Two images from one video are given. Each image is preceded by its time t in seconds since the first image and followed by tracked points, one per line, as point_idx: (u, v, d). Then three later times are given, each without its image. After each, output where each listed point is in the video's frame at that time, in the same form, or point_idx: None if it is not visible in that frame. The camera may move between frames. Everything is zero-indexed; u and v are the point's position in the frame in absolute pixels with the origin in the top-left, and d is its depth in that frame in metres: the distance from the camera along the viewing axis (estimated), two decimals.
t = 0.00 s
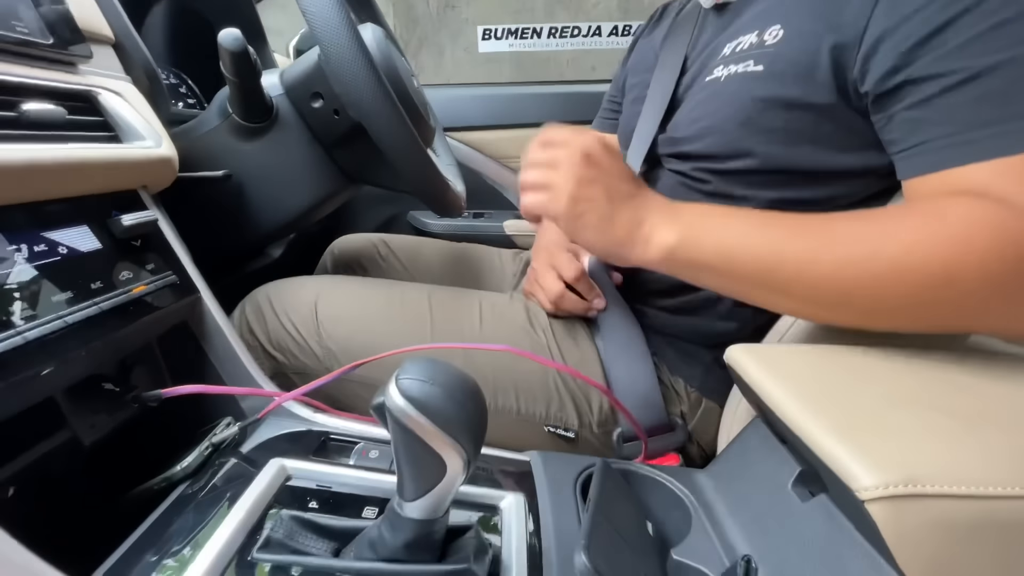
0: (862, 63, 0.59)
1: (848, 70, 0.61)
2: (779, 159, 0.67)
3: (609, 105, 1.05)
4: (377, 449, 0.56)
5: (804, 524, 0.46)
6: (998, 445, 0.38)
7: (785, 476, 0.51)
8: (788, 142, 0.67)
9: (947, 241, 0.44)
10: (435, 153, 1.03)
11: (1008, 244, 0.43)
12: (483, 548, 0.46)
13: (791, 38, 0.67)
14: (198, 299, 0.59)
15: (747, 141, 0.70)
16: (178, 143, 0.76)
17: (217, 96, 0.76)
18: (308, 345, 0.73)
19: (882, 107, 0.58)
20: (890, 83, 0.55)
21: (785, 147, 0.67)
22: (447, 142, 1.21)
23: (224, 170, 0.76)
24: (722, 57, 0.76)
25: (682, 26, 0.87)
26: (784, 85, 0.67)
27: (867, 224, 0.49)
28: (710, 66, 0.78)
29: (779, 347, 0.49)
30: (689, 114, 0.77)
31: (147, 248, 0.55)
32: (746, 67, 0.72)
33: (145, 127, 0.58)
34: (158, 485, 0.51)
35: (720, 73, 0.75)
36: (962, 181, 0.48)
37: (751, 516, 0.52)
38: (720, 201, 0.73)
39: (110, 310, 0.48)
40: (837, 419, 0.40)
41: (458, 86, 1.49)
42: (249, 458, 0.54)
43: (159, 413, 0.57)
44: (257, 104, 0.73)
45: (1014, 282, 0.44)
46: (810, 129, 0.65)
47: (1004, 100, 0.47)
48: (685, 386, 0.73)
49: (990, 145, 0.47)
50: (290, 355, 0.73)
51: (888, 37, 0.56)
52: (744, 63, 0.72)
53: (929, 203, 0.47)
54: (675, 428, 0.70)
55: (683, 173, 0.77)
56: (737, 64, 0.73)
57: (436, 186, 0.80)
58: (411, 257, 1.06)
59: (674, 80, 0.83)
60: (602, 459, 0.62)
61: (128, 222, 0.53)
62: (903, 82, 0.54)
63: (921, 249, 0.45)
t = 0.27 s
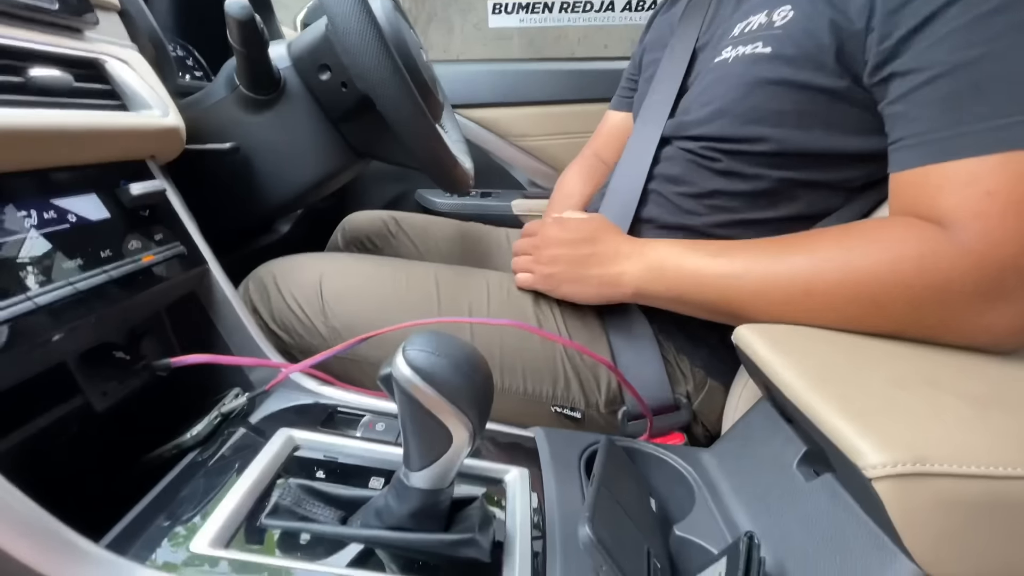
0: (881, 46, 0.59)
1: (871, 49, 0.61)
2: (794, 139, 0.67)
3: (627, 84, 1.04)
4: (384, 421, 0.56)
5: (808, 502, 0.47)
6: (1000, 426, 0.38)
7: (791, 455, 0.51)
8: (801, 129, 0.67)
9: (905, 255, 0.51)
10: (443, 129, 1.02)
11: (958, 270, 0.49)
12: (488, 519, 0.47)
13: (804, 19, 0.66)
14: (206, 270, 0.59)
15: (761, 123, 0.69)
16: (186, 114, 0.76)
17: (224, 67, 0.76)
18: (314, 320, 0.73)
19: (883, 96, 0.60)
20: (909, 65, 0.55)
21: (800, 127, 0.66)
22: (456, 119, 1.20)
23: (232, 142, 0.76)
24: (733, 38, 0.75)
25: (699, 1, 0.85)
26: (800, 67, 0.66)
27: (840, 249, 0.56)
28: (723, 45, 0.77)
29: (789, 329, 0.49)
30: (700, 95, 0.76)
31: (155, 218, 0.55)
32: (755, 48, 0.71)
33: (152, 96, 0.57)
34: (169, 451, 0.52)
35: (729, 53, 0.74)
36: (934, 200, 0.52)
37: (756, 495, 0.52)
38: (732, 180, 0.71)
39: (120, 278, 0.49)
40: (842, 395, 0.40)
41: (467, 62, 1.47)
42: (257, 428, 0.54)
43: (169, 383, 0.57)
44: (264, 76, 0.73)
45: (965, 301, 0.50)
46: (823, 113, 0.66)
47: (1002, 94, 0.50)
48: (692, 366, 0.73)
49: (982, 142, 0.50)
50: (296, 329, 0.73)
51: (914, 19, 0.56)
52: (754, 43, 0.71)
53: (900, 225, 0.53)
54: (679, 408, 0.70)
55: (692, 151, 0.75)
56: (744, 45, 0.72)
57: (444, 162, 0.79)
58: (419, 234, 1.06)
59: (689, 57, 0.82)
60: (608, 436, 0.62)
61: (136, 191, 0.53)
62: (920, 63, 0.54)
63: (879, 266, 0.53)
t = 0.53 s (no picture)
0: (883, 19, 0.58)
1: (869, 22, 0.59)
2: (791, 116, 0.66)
3: (622, 61, 1.02)
4: (382, 406, 0.56)
5: (805, 477, 0.47)
6: (999, 399, 0.38)
7: (788, 433, 0.51)
8: (797, 106, 0.66)
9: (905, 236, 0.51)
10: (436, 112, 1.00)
11: (960, 246, 0.49)
12: (487, 499, 0.47)
13: None
14: (197, 256, 0.58)
15: (756, 100, 0.68)
16: (172, 99, 0.74)
17: (210, 49, 0.74)
18: (309, 307, 0.72)
19: (885, 71, 0.59)
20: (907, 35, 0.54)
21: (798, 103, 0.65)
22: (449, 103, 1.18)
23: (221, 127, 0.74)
24: (732, 14, 0.74)
25: None
26: (798, 43, 0.65)
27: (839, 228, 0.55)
28: (721, 22, 0.75)
29: (787, 307, 0.49)
30: (696, 74, 0.75)
31: (143, 203, 0.54)
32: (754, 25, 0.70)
33: (135, 78, 0.56)
34: (164, 439, 0.51)
35: (729, 30, 0.73)
36: (937, 175, 0.52)
37: (754, 472, 0.52)
38: (728, 158, 0.71)
39: (108, 264, 0.48)
40: (842, 370, 0.40)
41: (459, 45, 1.44)
42: (253, 414, 0.54)
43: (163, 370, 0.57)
44: (252, 58, 0.71)
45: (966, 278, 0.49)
46: (822, 90, 0.65)
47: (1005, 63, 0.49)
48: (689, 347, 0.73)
49: (986, 113, 0.50)
50: (291, 316, 0.72)
51: None
52: (753, 20, 0.70)
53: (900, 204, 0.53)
54: (677, 389, 0.70)
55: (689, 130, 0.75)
56: (745, 23, 0.71)
57: (437, 145, 0.78)
58: (416, 216, 1.04)
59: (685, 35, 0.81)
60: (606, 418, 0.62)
61: (122, 175, 0.51)
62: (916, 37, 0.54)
63: (880, 245, 0.52)
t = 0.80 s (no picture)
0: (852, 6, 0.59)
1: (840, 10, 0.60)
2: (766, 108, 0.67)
3: (601, 53, 1.02)
4: (370, 408, 0.56)
5: (788, 461, 0.48)
6: (971, 378, 0.39)
7: (773, 418, 0.52)
8: (772, 97, 0.67)
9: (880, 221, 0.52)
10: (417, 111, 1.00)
11: (932, 229, 0.50)
12: (478, 496, 0.47)
13: None
14: (177, 263, 0.57)
15: (732, 92, 0.69)
16: (147, 105, 0.73)
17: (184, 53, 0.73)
18: (296, 310, 0.71)
19: (857, 60, 0.60)
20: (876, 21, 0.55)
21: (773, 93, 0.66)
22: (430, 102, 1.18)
23: (198, 132, 0.73)
24: (707, 6, 0.75)
25: None
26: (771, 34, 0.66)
27: (816, 215, 0.56)
28: (697, 15, 0.76)
29: (766, 295, 0.50)
30: (672, 67, 0.76)
31: (120, 211, 0.53)
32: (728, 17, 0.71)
33: (106, 84, 0.55)
34: (149, 449, 0.51)
35: (704, 23, 0.74)
36: (909, 161, 0.53)
37: (739, 459, 0.53)
38: (706, 150, 0.71)
39: (84, 273, 0.47)
40: (820, 355, 0.40)
41: (438, 44, 1.44)
42: (240, 421, 0.54)
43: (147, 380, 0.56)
44: (227, 61, 0.70)
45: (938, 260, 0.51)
46: (795, 81, 0.66)
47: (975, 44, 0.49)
48: (675, 337, 0.74)
49: (956, 99, 0.51)
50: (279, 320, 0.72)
51: None
52: (727, 12, 0.71)
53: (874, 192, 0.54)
54: (664, 379, 0.70)
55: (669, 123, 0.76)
56: (719, 16, 0.72)
57: (419, 144, 0.78)
58: (408, 199, 1.02)
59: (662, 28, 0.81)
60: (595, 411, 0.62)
61: (96, 184, 0.51)
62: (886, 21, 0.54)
63: (856, 231, 0.53)
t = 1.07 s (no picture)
0: None
1: None
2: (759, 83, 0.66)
3: (593, 37, 1.02)
4: (369, 391, 0.55)
5: (786, 431, 0.48)
6: (964, 340, 0.40)
7: (772, 391, 0.52)
8: (765, 73, 0.67)
9: (872, 192, 0.52)
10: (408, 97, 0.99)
11: (922, 197, 0.51)
12: (482, 474, 0.47)
13: None
14: (170, 249, 0.57)
15: (725, 69, 0.68)
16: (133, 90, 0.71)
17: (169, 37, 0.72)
18: (291, 298, 0.71)
19: (847, 33, 0.60)
20: None
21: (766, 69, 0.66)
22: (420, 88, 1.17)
23: (186, 118, 0.72)
24: None
25: None
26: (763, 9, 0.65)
27: (808, 188, 0.57)
28: None
29: (761, 268, 0.51)
30: (665, 45, 0.75)
31: (109, 195, 0.52)
32: None
33: (91, 66, 0.54)
34: (147, 436, 0.51)
35: None
36: (899, 132, 0.53)
37: (740, 431, 0.53)
38: (699, 128, 0.71)
39: (76, 258, 0.46)
40: (816, 323, 0.41)
41: (428, 30, 1.42)
42: (238, 406, 0.53)
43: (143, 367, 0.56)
44: (213, 44, 0.69)
45: (930, 227, 0.51)
46: (787, 57, 0.66)
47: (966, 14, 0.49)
48: (671, 317, 0.74)
49: (947, 68, 0.51)
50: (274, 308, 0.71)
51: None
52: None
53: (864, 163, 0.54)
54: (662, 358, 0.71)
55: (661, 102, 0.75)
56: None
57: (411, 127, 0.77)
58: (393, 204, 1.02)
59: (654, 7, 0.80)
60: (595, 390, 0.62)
61: (85, 167, 0.49)
62: None
63: (849, 203, 0.54)
